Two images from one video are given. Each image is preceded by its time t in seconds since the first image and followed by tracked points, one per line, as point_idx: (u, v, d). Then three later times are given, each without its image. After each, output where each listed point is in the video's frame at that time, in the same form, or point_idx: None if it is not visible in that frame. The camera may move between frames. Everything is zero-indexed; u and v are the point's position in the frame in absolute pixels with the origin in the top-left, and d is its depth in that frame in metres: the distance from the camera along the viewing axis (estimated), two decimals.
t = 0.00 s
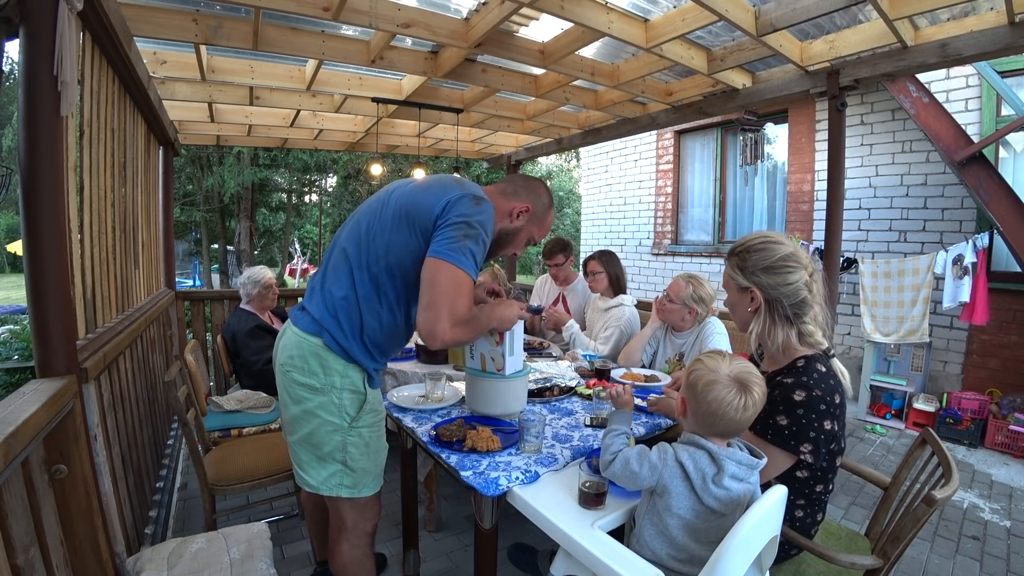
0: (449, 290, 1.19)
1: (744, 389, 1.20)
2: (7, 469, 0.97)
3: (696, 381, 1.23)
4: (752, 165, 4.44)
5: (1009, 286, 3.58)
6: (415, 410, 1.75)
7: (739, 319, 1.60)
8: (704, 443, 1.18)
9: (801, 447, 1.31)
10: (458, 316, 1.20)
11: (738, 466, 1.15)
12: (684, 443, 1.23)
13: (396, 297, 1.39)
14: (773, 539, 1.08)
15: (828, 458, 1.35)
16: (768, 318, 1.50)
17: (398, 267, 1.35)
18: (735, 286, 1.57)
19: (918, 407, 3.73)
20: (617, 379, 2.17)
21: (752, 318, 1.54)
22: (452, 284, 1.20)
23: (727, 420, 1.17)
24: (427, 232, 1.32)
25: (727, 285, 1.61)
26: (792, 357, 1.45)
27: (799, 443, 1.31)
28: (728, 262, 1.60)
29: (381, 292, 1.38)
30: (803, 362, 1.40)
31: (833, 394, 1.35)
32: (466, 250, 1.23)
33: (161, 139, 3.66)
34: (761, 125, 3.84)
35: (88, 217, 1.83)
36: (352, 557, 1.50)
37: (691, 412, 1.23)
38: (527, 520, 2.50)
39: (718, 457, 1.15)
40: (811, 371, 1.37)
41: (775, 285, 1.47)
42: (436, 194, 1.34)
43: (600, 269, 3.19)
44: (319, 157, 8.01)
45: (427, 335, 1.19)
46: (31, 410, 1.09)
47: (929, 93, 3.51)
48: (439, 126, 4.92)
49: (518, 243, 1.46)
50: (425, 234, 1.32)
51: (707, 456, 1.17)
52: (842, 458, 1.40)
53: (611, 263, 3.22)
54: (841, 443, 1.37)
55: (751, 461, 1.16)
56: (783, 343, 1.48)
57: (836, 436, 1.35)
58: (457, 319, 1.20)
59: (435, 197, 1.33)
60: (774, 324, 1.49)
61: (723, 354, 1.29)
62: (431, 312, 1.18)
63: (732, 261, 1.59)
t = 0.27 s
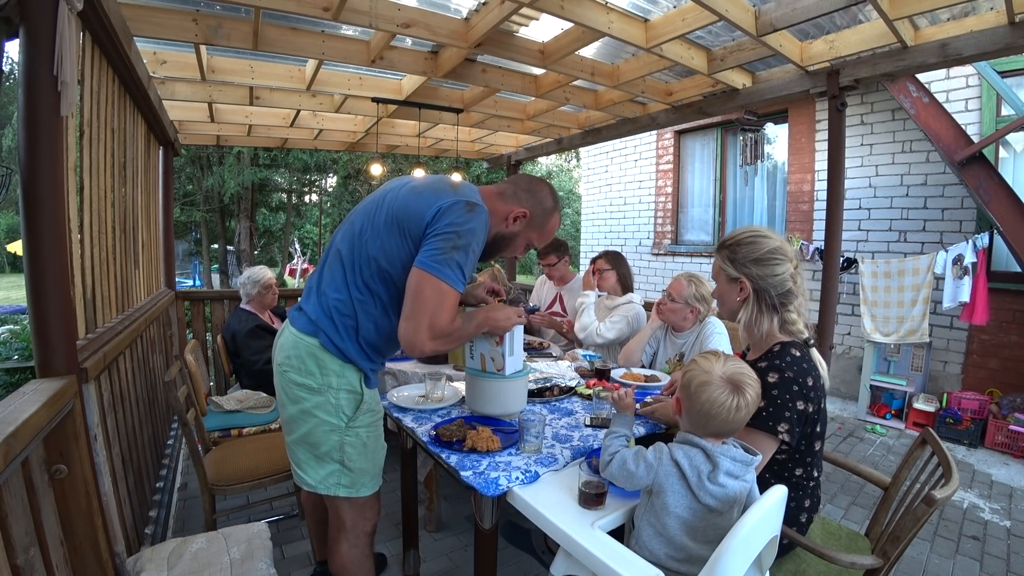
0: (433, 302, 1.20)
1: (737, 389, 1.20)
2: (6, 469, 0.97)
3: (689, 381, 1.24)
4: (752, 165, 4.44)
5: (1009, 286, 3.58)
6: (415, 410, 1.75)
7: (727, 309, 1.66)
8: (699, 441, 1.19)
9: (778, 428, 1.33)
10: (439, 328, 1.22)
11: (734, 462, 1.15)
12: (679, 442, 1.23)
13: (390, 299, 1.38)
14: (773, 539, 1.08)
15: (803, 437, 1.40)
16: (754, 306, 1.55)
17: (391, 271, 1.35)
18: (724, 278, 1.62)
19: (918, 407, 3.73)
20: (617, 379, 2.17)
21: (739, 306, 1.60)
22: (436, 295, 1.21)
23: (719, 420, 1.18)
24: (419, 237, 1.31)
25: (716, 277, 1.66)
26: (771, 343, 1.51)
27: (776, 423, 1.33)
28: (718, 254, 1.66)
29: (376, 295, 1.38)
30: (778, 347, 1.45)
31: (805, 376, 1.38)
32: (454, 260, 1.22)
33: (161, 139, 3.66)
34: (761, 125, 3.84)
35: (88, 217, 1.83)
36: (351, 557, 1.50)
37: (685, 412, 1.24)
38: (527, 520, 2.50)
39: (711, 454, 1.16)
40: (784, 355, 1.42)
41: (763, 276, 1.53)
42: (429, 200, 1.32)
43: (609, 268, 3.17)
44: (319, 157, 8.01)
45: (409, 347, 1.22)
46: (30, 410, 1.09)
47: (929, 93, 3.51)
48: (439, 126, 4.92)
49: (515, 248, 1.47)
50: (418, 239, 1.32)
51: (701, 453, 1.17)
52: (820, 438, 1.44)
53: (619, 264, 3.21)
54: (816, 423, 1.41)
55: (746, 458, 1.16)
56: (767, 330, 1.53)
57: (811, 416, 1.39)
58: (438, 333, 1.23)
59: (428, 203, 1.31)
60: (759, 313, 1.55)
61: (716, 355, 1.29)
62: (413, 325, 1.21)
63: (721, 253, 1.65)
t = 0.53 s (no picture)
0: (427, 309, 1.21)
1: (737, 387, 1.21)
2: (7, 469, 0.97)
3: (689, 382, 1.23)
4: (752, 165, 4.44)
5: (1008, 286, 3.58)
6: (415, 410, 1.75)
7: (719, 308, 1.67)
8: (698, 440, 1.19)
9: (767, 415, 1.33)
10: (433, 335, 1.24)
11: (734, 461, 1.15)
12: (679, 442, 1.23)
13: (387, 301, 1.38)
14: (773, 539, 1.08)
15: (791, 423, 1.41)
16: (746, 302, 1.57)
17: (387, 274, 1.35)
18: (717, 276, 1.64)
19: (918, 407, 3.73)
20: (617, 379, 2.18)
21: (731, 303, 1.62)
22: (430, 302, 1.21)
23: (721, 421, 1.19)
24: (414, 242, 1.31)
25: (709, 276, 1.68)
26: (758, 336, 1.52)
27: (764, 411, 1.33)
28: (710, 254, 1.69)
29: (373, 297, 1.38)
30: (765, 339, 1.47)
31: (791, 365, 1.39)
32: (447, 267, 1.22)
33: (161, 139, 3.66)
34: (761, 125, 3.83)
35: (88, 217, 1.83)
36: (350, 557, 1.50)
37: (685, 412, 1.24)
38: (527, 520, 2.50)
39: (711, 453, 1.16)
40: (769, 345, 1.44)
41: (755, 272, 1.56)
42: (424, 204, 1.31)
43: (623, 268, 3.16)
44: (319, 157, 8.01)
45: (405, 352, 1.24)
46: (30, 410, 1.08)
47: (929, 93, 3.51)
48: (439, 126, 4.92)
49: (511, 251, 1.47)
50: (413, 244, 1.31)
51: (702, 453, 1.17)
52: (807, 427, 1.45)
53: (632, 266, 3.21)
54: (803, 412, 1.42)
55: (747, 457, 1.16)
56: (757, 325, 1.55)
57: (796, 403, 1.39)
58: (433, 339, 1.25)
59: (423, 207, 1.30)
60: (751, 308, 1.56)
61: (714, 353, 1.29)
62: (408, 332, 1.23)
63: (713, 253, 1.67)
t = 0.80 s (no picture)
0: (426, 310, 1.21)
1: (737, 388, 1.21)
2: (7, 469, 0.97)
3: (689, 383, 1.22)
4: (752, 165, 4.44)
5: (1008, 286, 3.58)
6: (415, 410, 1.75)
7: (718, 306, 1.67)
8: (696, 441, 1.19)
9: (765, 408, 1.33)
10: (431, 335, 1.24)
11: (732, 463, 1.15)
12: (676, 445, 1.22)
13: (387, 302, 1.38)
14: (773, 539, 1.08)
15: (788, 417, 1.40)
16: (746, 298, 1.57)
17: (387, 275, 1.35)
18: (717, 273, 1.64)
19: (918, 407, 3.73)
20: (617, 379, 2.17)
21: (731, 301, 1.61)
22: (429, 303, 1.21)
23: (723, 422, 1.19)
24: (414, 243, 1.31)
25: (708, 274, 1.68)
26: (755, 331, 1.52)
27: (762, 405, 1.33)
28: (709, 253, 1.69)
29: (372, 297, 1.38)
30: (762, 335, 1.47)
31: (787, 360, 1.40)
32: (447, 268, 1.22)
33: (161, 139, 3.66)
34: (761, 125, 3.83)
35: (89, 217, 1.83)
36: (350, 557, 1.50)
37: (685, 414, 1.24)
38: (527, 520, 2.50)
39: (709, 455, 1.16)
40: (766, 341, 1.44)
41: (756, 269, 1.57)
42: (423, 205, 1.31)
43: (632, 268, 3.14)
44: (319, 157, 8.01)
45: (404, 353, 1.24)
46: (30, 410, 1.08)
47: (929, 93, 3.51)
48: (439, 126, 4.93)
49: (510, 251, 1.48)
50: (412, 245, 1.31)
51: (700, 455, 1.17)
52: (803, 421, 1.45)
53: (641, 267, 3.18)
54: (799, 406, 1.42)
55: (745, 458, 1.16)
56: (757, 321, 1.54)
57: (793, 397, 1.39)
58: (431, 339, 1.24)
59: (423, 208, 1.30)
60: (750, 304, 1.56)
61: (713, 354, 1.29)
62: (407, 333, 1.23)
63: (713, 251, 1.67)
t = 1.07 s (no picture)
0: (425, 309, 1.21)
1: (737, 388, 1.21)
2: (7, 469, 0.97)
3: (689, 383, 1.22)
4: (752, 165, 4.44)
5: (1008, 286, 3.58)
6: (415, 410, 1.75)
7: (716, 304, 1.67)
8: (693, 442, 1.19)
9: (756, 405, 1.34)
10: (429, 334, 1.24)
11: (731, 463, 1.15)
12: (676, 446, 1.22)
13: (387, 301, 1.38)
14: (773, 538, 1.08)
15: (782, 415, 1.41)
16: (745, 296, 1.57)
17: (387, 274, 1.35)
18: (716, 271, 1.64)
19: (918, 407, 3.73)
20: (617, 379, 2.18)
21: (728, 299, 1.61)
22: (427, 302, 1.21)
23: (722, 422, 1.19)
24: (414, 242, 1.31)
25: (707, 272, 1.67)
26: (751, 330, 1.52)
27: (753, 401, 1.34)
28: (708, 251, 1.69)
29: (373, 296, 1.38)
30: (757, 334, 1.47)
31: (781, 358, 1.40)
32: (446, 267, 1.22)
33: (161, 139, 3.66)
34: (761, 125, 3.83)
35: (88, 217, 1.83)
36: (350, 557, 1.50)
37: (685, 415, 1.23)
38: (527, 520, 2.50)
39: (708, 455, 1.16)
40: (761, 339, 1.44)
41: (756, 268, 1.57)
42: (424, 205, 1.31)
43: (629, 269, 3.13)
44: (319, 157, 8.01)
45: (401, 351, 1.24)
46: (30, 410, 1.09)
47: (929, 93, 3.51)
48: (439, 126, 4.93)
49: (510, 251, 1.48)
50: (412, 244, 1.31)
51: (699, 456, 1.17)
52: (797, 418, 1.45)
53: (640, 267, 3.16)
54: (792, 404, 1.43)
55: (743, 458, 1.16)
56: (753, 319, 1.54)
57: (784, 394, 1.40)
58: (428, 338, 1.24)
59: (424, 208, 1.30)
60: (748, 303, 1.56)
61: (712, 353, 1.29)
62: (404, 331, 1.22)
63: (711, 250, 1.67)
